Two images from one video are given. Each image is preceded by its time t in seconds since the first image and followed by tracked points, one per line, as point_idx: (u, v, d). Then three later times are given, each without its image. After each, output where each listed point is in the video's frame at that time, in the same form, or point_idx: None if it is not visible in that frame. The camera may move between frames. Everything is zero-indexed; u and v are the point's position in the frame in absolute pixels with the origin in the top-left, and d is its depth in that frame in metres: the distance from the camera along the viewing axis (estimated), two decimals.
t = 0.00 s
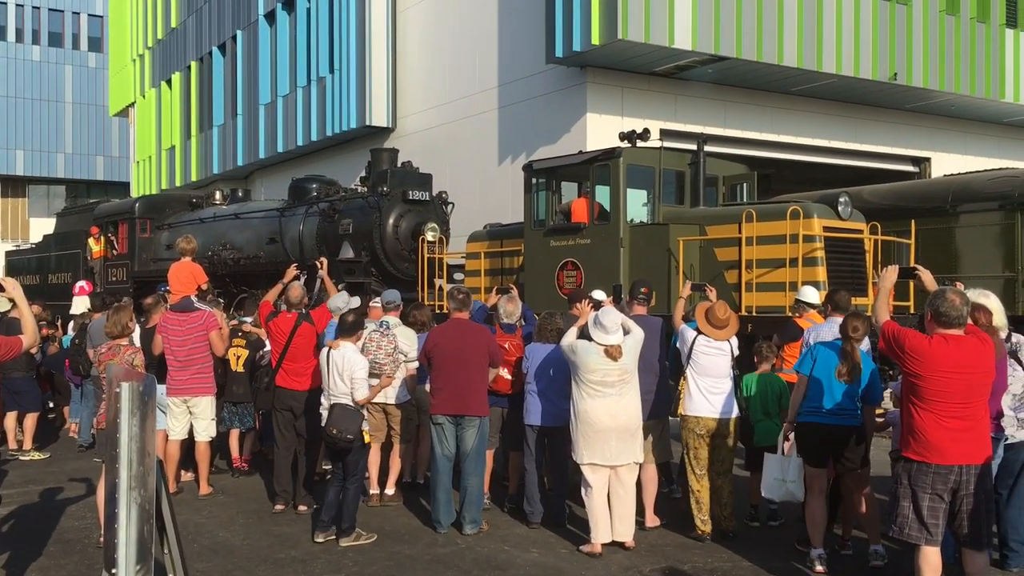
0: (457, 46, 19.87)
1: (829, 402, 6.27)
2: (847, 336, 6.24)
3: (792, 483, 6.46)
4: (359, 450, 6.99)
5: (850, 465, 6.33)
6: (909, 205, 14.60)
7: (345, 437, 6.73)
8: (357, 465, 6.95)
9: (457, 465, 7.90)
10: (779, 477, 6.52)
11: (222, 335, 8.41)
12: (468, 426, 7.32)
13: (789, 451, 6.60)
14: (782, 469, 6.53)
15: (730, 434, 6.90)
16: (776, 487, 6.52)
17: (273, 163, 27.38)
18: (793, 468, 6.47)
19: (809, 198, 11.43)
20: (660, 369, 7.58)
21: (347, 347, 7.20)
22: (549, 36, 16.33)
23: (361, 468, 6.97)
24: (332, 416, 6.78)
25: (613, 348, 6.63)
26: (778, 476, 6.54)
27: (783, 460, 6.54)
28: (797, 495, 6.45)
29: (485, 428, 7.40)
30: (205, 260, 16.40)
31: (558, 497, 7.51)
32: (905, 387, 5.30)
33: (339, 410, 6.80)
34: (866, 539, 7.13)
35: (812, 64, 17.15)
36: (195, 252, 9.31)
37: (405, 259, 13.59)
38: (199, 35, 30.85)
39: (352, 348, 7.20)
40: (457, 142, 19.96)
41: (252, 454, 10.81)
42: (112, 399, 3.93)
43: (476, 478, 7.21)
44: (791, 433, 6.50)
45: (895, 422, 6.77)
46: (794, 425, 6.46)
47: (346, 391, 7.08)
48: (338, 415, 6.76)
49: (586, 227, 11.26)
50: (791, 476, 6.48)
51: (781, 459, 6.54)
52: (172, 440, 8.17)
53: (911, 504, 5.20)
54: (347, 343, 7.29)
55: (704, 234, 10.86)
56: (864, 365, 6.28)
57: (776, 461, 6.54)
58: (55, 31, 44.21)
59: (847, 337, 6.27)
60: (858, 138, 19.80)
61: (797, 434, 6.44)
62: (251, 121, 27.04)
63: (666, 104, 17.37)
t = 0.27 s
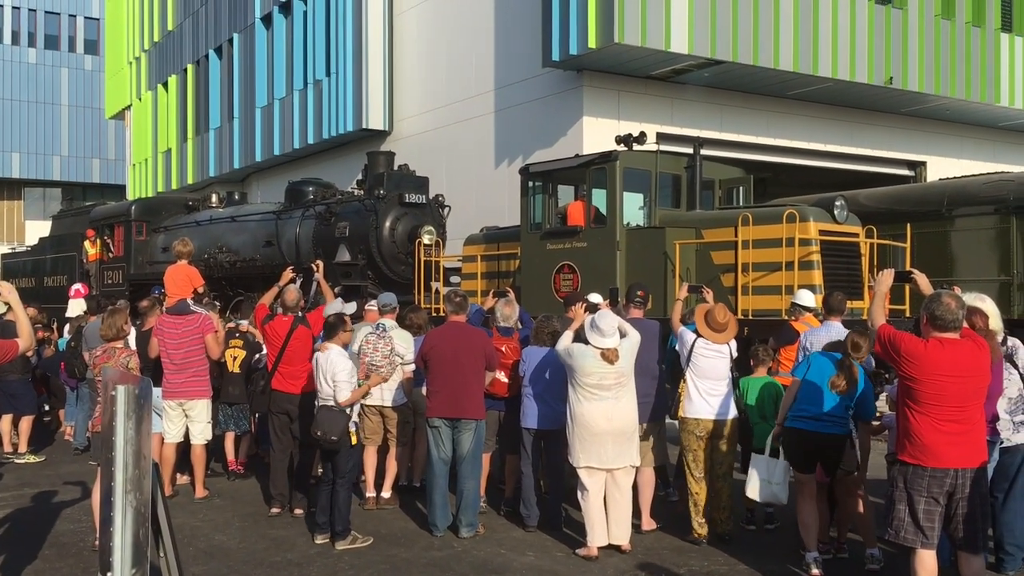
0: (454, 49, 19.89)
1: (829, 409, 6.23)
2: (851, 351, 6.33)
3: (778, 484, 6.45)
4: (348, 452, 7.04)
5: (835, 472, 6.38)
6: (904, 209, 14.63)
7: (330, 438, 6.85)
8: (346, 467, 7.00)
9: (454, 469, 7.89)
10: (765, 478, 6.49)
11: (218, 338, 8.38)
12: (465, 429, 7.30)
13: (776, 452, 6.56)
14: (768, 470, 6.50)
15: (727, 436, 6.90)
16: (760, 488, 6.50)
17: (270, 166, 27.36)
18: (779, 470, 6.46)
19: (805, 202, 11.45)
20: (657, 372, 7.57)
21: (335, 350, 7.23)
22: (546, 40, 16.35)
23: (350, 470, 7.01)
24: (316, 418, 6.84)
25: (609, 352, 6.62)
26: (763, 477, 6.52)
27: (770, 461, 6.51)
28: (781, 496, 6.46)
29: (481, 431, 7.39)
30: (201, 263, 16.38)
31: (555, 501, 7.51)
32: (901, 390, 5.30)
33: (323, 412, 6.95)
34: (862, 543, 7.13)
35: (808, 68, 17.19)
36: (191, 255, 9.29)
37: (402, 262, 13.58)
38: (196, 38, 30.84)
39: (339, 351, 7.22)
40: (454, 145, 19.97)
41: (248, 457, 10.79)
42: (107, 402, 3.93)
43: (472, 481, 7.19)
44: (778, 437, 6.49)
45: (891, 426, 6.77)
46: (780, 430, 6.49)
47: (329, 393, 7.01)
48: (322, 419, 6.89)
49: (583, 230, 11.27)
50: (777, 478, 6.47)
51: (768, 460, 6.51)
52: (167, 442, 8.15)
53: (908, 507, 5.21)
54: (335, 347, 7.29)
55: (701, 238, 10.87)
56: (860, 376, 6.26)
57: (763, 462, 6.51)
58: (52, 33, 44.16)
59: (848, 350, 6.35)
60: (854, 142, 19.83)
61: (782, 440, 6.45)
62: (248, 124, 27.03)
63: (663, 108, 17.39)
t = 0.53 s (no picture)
0: (451, 50, 19.89)
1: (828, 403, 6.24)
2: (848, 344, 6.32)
3: (770, 483, 6.34)
4: (342, 451, 7.02)
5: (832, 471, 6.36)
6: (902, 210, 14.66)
7: (304, 440, 6.83)
8: (341, 466, 6.98)
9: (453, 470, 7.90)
10: (758, 476, 6.39)
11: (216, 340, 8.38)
12: (464, 430, 7.30)
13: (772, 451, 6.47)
14: (762, 469, 6.40)
15: (725, 436, 6.91)
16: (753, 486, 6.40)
17: (267, 168, 27.36)
18: (773, 468, 6.35)
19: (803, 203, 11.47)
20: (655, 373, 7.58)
21: (321, 351, 7.23)
22: (543, 41, 16.36)
23: (346, 470, 6.98)
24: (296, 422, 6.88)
25: (607, 353, 6.62)
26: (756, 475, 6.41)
27: (765, 459, 6.41)
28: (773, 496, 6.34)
29: (480, 432, 7.38)
30: (199, 265, 16.38)
31: (553, 502, 7.51)
32: (898, 391, 5.31)
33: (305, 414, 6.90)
34: (859, 543, 7.15)
35: (805, 69, 17.22)
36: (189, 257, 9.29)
37: (400, 263, 13.59)
38: (193, 39, 30.83)
39: (326, 351, 7.24)
40: (452, 147, 19.97)
41: (246, 459, 10.78)
42: (105, 403, 3.92)
43: (471, 482, 7.19)
44: (778, 436, 6.50)
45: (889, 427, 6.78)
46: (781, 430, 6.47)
47: (323, 394, 7.08)
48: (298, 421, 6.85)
49: (581, 231, 11.29)
50: (770, 476, 6.37)
51: (762, 458, 6.41)
52: (166, 444, 8.15)
53: (905, 508, 5.22)
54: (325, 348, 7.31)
55: (698, 238, 10.89)
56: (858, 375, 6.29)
57: (758, 459, 6.42)
58: (49, 35, 44.13)
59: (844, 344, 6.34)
60: (851, 143, 19.86)
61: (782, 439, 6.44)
62: (245, 126, 27.03)
63: (660, 109, 17.41)
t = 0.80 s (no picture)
0: (452, 52, 19.89)
1: (823, 407, 6.27)
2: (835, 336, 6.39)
3: (787, 490, 6.63)
4: (340, 452, 7.00)
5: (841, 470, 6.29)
6: (902, 211, 14.66)
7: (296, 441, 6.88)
8: (339, 467, 6.96)
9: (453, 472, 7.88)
10: (774, 484, 6.69)
11: (216, 342, 8.37)
12: (464, 432, 7.28)
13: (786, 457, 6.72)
14: (778, 476, 6.71)
15: (727, 438, 6.88)
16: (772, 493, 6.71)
17: (267, 169, 27.36)
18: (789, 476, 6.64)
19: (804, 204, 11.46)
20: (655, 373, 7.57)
21: (317, 353, 7.23)
22: (544, 43, 16.36)
23: (344, 471, 6.95)
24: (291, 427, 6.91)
25: (607, 355, 6.62)
26: (773, 482, 6.71)
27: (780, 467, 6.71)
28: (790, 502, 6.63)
29: (481, 434, 7.37)
30: (199, 266, 16.38)
31: (554, 504, 7.50)
32: (898, 392, 5.30)
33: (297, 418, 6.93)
34: (860, 544, 7.14)
35: (805, 70, 17.21)
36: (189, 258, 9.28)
37: (400, 265, 13.58)
38: (193, 41, 30.84)
39: (321, 353, 7.21)
40: (452, 148, 19.97)
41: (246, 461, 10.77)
42: (105, 404, 3.92)
43: (472, 484, 7.18)
44: (788, 440, 6.47)
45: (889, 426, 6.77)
46: (792, 433, 6.43)
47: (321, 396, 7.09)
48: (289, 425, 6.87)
49: (581, 233, 11.30)
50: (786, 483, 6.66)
51: (778, 467, 6.70)
52: (166, 446, 8.14)
53: (905, 510, 5.21)
54: (321, 349, 7.28)
55: (699, 240, 10.89)
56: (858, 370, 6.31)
57: (773, 468, 6.72)
58: (49, 37, 44.16)
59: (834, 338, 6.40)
60: (851, 144, 19.86)
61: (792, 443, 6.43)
62: (245, 127, 27.02)
63: (660, 111, 17.42)
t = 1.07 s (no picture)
0: (454, 55, 19.92)
1: (825, 414, 6.29)
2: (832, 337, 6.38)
3: (797, 496, 6.43)
4: (342, 455, 7.00)
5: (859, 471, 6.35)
6: (904, 214, 14.66)
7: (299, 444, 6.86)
8: (341, 470, 6.96)
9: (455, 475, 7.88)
10: (784, 489, 6.51)
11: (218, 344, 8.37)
12: (465, 435, 7.28)
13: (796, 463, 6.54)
14: (787, 482, 6.52)
15: (728, 441, 6.88)
16: (781, 499, 6.51)
17: (270, 172, 27.40)
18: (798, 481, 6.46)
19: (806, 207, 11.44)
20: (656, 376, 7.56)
21: (317, 355, 7.21)
22: (546, 46, 16.37)
23: (345, 474, 6.96)
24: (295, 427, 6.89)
25: (609, 358, 6.62)
26: (783, 488, 6.53)
27: (789, 473, 6.52)
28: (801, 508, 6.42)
29: (482, 437, 7.37)
30: (201, 269, 16.40)
31: (555, 507, 7.49)
32: (900, 397, 5.29)
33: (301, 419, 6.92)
34: (862, 548, 7.12)
35: (807, 73, 17.23)
36: (191, 261, 9.29)
37: (402, 268, 13.60)
38: (196, 44, 30.91)
39: (322, 355, 7.21)
40: (454, 151, 19.99)
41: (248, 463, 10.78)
42: (107, 407, 3.93)
43: (473, 488, 7.18)
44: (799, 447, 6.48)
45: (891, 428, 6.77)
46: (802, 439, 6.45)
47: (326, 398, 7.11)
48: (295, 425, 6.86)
49: (583, 236, 11.31)
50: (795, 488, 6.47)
51: (787, 472, 6.52)
52: (167, 449, 8.14)
53: (907, 513, 5.20)
54: (323, 351, 7.28)
55: (700, 243, 10.89)
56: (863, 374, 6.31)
57: (781, 474, 6.53)
58: (52, 40, 44.27)
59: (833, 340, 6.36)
60: (854, 148, 19.86)
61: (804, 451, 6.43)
62: (248, 130, 27.07)
63: (662, 114, 17.42)
